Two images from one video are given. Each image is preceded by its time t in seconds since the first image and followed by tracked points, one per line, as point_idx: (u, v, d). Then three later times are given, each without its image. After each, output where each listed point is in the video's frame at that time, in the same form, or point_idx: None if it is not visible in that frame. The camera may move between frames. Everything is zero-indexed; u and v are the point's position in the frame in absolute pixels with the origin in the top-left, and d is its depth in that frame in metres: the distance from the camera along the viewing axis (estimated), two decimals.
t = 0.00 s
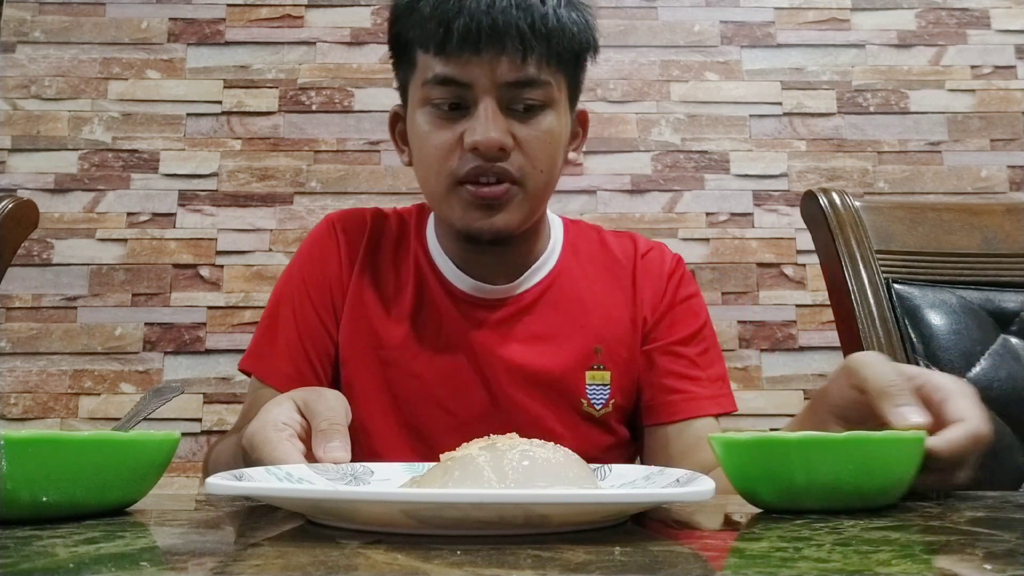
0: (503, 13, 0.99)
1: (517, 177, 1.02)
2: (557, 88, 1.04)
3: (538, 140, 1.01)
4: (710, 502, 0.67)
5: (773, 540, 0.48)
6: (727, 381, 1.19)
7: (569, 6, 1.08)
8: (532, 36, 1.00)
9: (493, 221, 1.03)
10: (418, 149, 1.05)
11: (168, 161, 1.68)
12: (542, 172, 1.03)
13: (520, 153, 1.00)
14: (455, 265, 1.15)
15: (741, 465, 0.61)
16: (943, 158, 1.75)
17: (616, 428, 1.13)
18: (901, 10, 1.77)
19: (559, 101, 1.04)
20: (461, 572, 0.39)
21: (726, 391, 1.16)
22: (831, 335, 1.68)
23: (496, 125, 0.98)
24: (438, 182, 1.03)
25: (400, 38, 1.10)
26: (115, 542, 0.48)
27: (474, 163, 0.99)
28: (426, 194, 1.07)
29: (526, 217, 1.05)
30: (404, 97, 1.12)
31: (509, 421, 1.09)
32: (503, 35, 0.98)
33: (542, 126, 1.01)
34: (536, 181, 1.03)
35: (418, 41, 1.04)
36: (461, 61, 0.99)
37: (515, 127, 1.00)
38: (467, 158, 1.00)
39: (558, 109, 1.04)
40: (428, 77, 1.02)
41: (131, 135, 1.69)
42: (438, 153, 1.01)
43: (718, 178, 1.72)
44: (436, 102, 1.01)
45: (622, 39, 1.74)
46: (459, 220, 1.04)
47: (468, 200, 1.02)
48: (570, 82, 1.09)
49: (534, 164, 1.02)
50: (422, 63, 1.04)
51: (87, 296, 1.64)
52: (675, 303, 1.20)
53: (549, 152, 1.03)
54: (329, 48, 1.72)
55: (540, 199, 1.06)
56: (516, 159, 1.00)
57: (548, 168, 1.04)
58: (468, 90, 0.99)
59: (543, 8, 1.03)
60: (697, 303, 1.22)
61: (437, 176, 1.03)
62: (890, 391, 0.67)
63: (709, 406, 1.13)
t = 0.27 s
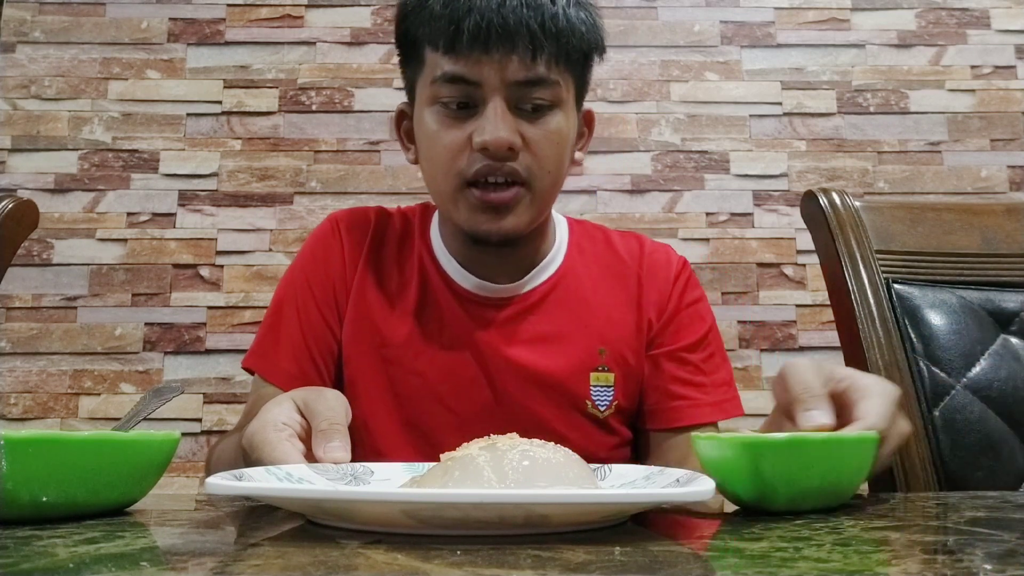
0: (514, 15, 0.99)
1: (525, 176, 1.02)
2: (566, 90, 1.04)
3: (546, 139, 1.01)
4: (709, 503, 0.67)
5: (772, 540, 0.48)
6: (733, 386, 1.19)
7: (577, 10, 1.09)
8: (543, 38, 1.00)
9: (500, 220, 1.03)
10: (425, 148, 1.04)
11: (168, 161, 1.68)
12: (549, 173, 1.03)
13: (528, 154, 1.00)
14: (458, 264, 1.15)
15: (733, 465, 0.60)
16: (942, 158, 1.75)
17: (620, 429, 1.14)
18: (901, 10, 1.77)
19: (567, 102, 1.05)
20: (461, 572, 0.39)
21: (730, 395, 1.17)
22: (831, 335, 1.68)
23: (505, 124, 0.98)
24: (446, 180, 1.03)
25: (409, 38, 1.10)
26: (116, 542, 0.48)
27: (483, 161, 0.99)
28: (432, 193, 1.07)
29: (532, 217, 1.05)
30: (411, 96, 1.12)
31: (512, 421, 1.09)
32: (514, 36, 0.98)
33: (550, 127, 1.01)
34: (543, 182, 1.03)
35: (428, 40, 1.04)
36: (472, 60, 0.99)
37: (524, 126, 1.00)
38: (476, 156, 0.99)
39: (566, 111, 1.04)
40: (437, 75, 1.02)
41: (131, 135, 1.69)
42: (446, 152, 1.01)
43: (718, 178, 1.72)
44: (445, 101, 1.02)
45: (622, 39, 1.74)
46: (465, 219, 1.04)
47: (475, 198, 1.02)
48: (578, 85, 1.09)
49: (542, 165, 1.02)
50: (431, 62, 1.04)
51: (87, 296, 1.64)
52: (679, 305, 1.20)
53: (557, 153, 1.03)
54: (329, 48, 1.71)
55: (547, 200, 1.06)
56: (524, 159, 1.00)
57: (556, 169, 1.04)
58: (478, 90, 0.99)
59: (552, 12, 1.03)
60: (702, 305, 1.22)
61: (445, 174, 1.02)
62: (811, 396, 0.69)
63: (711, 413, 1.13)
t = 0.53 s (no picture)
0: (521, 22, 0.99)
1: (529, 183, 1.02)
2: (572, 98, 1.04)
3: (551, 148, 1.01)
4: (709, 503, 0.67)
5: (772, 540, 0.48)
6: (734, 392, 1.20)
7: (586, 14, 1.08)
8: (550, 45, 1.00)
9: (503, 226, 1.04)
10: (430, 152, 1.05)
11: (168, 161, 1.68)
12: (554, 181, 1.04)
13: (533, 162, 1.01)
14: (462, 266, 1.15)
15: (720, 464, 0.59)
16: (942, 158, 1.75)
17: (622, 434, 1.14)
18: (901, 10, 1.77)
19: (573, 110, 1.05)
20: (461, 572, 0.39)
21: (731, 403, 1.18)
22: (831, 335, 1.68)
23: (510, 132, 0.98)
24: (451, 185, 1.03)
25: (416, 41, 1.10)
26: (116, 542, 0.48)
27: (487, 169, 1.00)
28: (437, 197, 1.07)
29: (536, 223, 1.05)
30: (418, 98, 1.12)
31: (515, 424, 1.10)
32: (521, 45, 0.98)
33: (555, 134, 1.02)
34: (548, 189, 1.04)
35: (434, 45, 1.04)
36: (477, 67, 0.98)
37: (529, 134, 1.00)
38: (481, 165, 1.00)
39: (572, 116, 1.05)
40: (442, 81, 1.02)
41: (131, 135, 1.69)
42: (451, 158, 1.01)
43: (718, 178, 1.72)
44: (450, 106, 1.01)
45: (622, 39, 1.74)
46: (470, 224, 1.04)
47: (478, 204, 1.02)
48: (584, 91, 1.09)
49: (546, 173, 1.02)
50: (437, 67, 1.04)
51: (87, 296, 1.64)
52: (684, 311, 1.21)
53: (562, 160, 1.03)
54: (329, 48, 1.71)
55: (552, 206, 1.06)
56: (529, 167, 1.01)
57: (561, 176, 1.04)
58: (483, 97, 0.99)
59: (560, 18, 1.03)
60: (706, 312, 1.23)
61: (449, 180, 1.03)
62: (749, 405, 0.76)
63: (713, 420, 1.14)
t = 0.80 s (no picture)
0: (530, 17, 0.99)
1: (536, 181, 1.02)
2: (580, 95, 1.04)
3: (559, 146, 1.02)
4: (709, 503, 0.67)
5: (772, 540, 0.48)
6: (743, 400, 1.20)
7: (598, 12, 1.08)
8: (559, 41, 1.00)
9: (511, 225, 1.04)
10: (440, 151, 1.05)
11: (168, 161, 1.68)
12: (562, 179, 1.03)
13: (540, 158, 1.01)
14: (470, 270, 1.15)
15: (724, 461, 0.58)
16: (943, 158, 1.75)
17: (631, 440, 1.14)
18: (901, 10, 1.77)
19: (582, 107, 1.05)
20: (461, 572, 0.39)
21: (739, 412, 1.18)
22: (831, 335, 1.68)
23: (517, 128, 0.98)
24: (459, 182, 1.03)
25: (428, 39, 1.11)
26: (116, 542, 0.48)
27: (495, 167, 1.00)
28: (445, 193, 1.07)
29: (544, 221, 1.05)
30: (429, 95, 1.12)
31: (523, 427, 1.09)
32: (528, 39, 0.98)
33: (564, 132, 1.02)
34: (556, 188, 1.03)
35: (444, 41, 1.05)
36: (485, 62, 0.99)
37: (537, 131, 1.00)
38: (489, 161, 1.00)
39: (581, 114, 1.05)
40: (452, 76, 1.02)
41: (131, 135, 1.69)
42: (459, 153, 1.02)
43: (718, 178, 1.72)
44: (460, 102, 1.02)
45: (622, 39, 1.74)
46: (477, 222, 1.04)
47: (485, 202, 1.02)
48: (595, 88, 1.09)
49: (554, 171, 1.02)
50: (447, 63, 1.05)
51: (87, 296, 1.64)
52: (694, 318, 1.22)
53: (570, 159, 1.03)
54: (329, 48, 1.71)
55: (562, 205, 1.06)
56: (536, 164, 1.01)
57: (569, 174, 1.04)
58: (491, 92, 0.99)
59: (570, 13, 1.03)
60: (717, 319, 1.23)
61: (458, 177, 1.03)
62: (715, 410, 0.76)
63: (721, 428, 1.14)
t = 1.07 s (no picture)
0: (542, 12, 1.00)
1: (541, 179, 1.02)
2: (587, 95, 1.05)
3: (564, 144, 1.02)
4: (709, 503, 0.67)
5: (772, 540, 0.48)
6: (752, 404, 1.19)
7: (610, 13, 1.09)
8: (567, 39, 1.00)
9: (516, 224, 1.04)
10: (447, 147, 1.06)
11: (168, 161, 1.69)
12: (567, 178, 1.04)
13: (546, 156, 1.01)
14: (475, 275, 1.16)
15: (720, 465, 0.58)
16: (943, 158, 1.75)
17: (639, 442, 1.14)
18: (901, 10, 1.77)
19: (589, 107, 1.05)
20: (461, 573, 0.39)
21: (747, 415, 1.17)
22: (831, 335, 1.68)
23: (523, 124, 0.99)
24: (464, 178, 1.03)
25: (438, 34, 1.11)
26: (116, 542, 0.48)
27: (500, 163, 1.00)
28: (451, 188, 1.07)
29: (548, 221, 1.05)
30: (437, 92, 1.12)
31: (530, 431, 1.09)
32: (539, 36, 0.98)
33: (570, 130, 1.02)
34: (561, 186, 1.04)
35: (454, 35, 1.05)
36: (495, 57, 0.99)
37: (543, 128, 1.01)
38: (495, 157, 1.00)
39: (588, 113, 1.05)
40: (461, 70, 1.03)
41: (131, 135, 1.69)
42: (466, 149, 1.02)
43: (718, 178, 1.72)
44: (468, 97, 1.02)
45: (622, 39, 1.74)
46: (481, 219, 1.05)
47: (489, 200, 1.02)
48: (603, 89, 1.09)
49: (559, 169, 1.02)
50: (455, 57, 1.05)
51: (87, 296, 1.64)
52: (702, 320, 1.21)
53: (576, 157, 1.04)
54: (329, 48, 1.71)
55: (567, 204, 1.06)
56: (541, 161, 1.01)
57: (574, 172, 1.04)
58: (500, 88, 0.99)
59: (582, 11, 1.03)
60: (726, 322, 1.23)
61: (463, 174, 1.03)
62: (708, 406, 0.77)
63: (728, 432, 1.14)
